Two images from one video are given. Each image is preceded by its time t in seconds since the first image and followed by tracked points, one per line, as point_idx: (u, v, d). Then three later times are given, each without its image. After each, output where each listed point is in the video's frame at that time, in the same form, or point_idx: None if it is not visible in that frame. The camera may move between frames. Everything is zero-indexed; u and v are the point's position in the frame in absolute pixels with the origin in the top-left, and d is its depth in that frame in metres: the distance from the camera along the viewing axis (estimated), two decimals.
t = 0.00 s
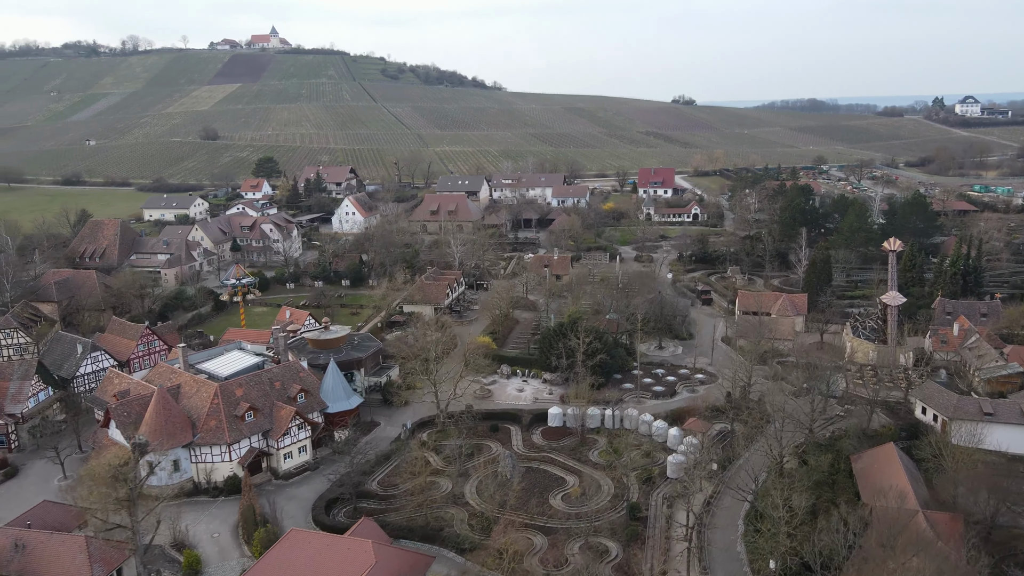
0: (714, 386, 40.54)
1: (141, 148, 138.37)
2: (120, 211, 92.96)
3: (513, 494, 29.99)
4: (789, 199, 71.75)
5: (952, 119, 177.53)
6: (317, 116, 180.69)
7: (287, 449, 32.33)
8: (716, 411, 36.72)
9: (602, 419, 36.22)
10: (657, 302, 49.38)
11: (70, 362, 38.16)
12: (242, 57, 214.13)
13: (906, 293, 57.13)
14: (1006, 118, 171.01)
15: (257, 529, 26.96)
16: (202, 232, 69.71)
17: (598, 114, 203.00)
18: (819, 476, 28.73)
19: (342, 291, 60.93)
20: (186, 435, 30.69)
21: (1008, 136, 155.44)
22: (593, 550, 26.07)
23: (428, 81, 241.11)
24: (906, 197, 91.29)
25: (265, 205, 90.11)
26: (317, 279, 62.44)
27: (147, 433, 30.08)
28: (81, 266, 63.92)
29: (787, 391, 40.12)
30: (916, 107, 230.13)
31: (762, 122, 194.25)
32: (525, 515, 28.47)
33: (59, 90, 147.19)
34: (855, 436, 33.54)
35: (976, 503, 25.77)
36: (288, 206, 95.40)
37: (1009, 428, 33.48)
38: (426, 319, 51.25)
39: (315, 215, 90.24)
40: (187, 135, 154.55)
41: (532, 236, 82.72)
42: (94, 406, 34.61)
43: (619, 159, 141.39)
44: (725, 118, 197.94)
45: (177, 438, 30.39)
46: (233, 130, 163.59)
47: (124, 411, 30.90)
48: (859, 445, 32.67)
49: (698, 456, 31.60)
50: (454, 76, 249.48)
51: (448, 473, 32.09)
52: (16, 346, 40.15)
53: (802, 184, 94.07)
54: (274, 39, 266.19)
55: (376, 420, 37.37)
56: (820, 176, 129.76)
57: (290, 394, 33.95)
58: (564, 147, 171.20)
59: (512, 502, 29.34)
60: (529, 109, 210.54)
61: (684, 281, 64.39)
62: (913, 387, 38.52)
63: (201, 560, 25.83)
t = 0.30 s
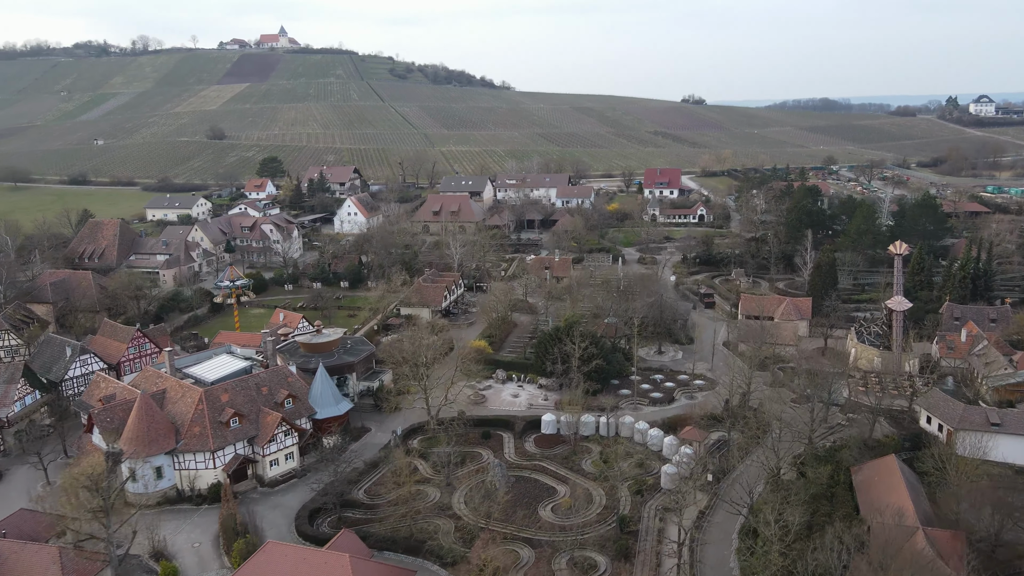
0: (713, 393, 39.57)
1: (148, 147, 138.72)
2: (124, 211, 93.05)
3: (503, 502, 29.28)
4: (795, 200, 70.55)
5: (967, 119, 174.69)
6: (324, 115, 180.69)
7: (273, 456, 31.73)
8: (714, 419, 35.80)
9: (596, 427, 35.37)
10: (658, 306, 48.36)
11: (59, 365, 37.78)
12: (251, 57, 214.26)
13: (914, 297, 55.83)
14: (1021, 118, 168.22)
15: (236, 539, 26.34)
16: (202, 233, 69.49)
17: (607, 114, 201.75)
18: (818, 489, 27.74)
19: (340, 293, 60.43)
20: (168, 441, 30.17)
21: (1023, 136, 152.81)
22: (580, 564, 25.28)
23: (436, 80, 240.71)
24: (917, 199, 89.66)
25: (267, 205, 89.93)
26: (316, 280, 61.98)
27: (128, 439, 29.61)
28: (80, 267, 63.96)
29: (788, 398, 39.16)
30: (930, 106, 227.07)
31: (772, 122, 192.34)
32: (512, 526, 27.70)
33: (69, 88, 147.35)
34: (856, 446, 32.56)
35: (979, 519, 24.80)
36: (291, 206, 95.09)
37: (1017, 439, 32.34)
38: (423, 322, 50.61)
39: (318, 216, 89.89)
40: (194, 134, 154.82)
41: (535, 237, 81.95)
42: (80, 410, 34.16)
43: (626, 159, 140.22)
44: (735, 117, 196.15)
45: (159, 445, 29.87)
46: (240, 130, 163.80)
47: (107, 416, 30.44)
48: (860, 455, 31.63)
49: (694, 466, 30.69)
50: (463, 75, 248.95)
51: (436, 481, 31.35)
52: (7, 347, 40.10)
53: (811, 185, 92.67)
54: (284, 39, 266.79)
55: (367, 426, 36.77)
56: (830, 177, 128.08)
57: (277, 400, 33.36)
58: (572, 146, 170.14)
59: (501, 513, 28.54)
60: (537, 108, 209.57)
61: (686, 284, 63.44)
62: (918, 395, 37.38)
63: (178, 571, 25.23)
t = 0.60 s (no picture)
0: (706, 400, 38.67)
1: (147, 147, 138.37)
2: (120, 212, 92.61)
3: (484, 514, 28.43)
4: (795, 202, 69.53)
5: (973, 119, 172.99)
6: (325, 115, 180.18)
7: (251, 464, 31.00)
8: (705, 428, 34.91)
9: (583, 435, 34.50)
10: (651, 309, 47.46)
11: (39, 370, 37.16)
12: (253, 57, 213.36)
13: (915, 300, 54.84)
14: None
15: (208, 551, 25.57)
16: (195, 234, 68.94)
17: (609, 114, 200.73)
18: (808, 502, 26.83)
19: (332, 295, 59.76)
20: (143, 450, 29.52)
21: None
22: None
23: (438, 80, 239.94)
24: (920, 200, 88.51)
25: (263, 206, 89.33)
26: (308, 283, 61.34)
27: (101, 448, 28.96)
28: (71, 268, 63.50)
29: (782, 406, 38.24)
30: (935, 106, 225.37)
31: (776, 122, 191.04)
32: (492, 539, 26.85)
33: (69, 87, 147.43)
34: (850, 456, 31.63)
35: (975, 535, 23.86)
36: (288, 207, 94.52)
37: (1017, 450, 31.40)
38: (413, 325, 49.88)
39: (314, 217, 89.27)
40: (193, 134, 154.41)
41: (532, 238, 81.14)
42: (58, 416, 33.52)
43: (627, 159, 139.24)
44: (738, 117, 194.89)
45: (133, 454, 29.22)
46: (241, 130, 163.41)
47: (81, 424, 29.82)
48: (854, 466, 30.65)
49: (682, 476, 29.82)
50: (465, 75, 248.10)
51: (417, 491, 30.56)
52: None
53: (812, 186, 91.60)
54: (286, 39, 266.77)
55: (351, 433, 36.03)
56: (833, 177, 126.87)
57: (257, 407, 32.64)
58: (573, 146, 169.20)
59: (481, 525, 27.71)
60: (539, 108, 208.72)
61: (683, 286, 62.53)
62: (916, 403, 36.38)
63: None
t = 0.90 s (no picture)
0: (694, 404, 37.87)
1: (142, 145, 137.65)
2: (112, 211, 91.95)
3: (461, 524, 27.70)
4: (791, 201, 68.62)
5: (974, 116, 171.62)
6: (322, 113, 179.35)
7: (226, 471, 30.29)
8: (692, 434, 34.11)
9: (567, 440, 33.69)
10: (640, 310, 46.20)
11: (14, 373, 36.54)
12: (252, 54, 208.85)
13: (910, 302, 54.01)
14: None
15: (174, 563, 24.83)
16: (184, 234, 68.25)
17: (608, 112, 199.66)
18: (793, 513, 26.03)
19: (321, 296, 59.07)
20: (113, 457, 28.81)
21: None
22: None
23: (437, 77, 238.96)
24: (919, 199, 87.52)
25: (255, 205, 88.63)
26: (296, 283, 60.63)
27: (69, 456, 28.24)
28: (58, 268, 62.78)
29: (771, 411, 37.44)
30: (937, 104, 223.94)
31: (776, 120, 189.96)
32: (468, 549, 26.08)
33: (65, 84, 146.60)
34: (840, 463, 30.83)
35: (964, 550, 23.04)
36: (281, 206, 93.78)
37: (1010, 457, 30.58)
38: (401, 327, 49.20)
39: (306, 216, 88.49)
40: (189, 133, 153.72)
41: (525, 238, 80.35)
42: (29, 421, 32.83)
43: (625, 157, 138.33)
44: (738, 115, 193.83)
45: (102, 461, 28.51)
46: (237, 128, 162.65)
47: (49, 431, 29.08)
48: (843, 475, 29.77)
49: (665, 485, 29.03)
50: (464, 73, 247.10)
51: (394, 499, 29.83)
52: None
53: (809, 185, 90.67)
54: (284, 37, 266.02)
55: (331, 438, 35.36)
56: (832, 176, 125.96)
57: (233, 412, 31.90)
58: (571, 144, 168.34)
59: (458, 535, 26.96)
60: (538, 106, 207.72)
61: (677, 287, 61.74)
62: (908, 408, 35.57)
63: None
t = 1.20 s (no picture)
0: (682, 404, 37.15)
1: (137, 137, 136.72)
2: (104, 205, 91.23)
3: (438, 529, 26.99)
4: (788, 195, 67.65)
5: (978, 108, 169.78)
6: (320, 105, 178.13)
7: (200, 473, 29.63)
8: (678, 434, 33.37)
9: (551, 441, 32.95)
10: (630, 307, 45.12)
11: None
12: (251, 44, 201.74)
13: (907, 298, 53.17)
14: None
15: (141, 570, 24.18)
16: (173, 228, 67.49)
17: (609, 104, 198.18)
18: (778, 519, 25.33)
19: (310, 291, 58.38)
20: (83, 459, 28.15)
21: None
22: None
23: (436, 69, 237.44)
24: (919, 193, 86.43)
25: (248, 198, 87.83)
26: (285, 278, 59.87)
27: (37, 458, 27.57)
28: (45, 262, 62.14)
29: (761, 411, 36.68)
30: (941, 96, 221.84)
31: (777, 112, 188.41)
32: (444, 555, 25.41)
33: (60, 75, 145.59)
34: (828, 465, 30.10)
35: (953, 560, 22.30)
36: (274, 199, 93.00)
37: (1004, 460, 29.82)
38: (388, 324, 48.51)
39: (299, 210, 87.70)
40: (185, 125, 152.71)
41: (519, 232, 79.49)
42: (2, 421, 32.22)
43: (623, 150, 137.17)
44: (739, 107, 192.30)
45: (72, 463, 27.85)
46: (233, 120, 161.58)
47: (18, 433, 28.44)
48: (832, 478, 28.99)
49: (648, 489, 28.32)
50: (464, 64, 245.36)
51: (373, 501, 29.19)
52: None
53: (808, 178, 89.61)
54: (283, 28, 264.02)
55: (311, 438, 34.72)
56: (832, 169, 124.77)
57: (209, 412, 31.23)
58: (570, 137, 167.07)
59: (434, 540, 26.29)
60: (538, 98, 206.19)
61: (671, 282, 60.93)
62: (901, 408, 34.80)
63: None
